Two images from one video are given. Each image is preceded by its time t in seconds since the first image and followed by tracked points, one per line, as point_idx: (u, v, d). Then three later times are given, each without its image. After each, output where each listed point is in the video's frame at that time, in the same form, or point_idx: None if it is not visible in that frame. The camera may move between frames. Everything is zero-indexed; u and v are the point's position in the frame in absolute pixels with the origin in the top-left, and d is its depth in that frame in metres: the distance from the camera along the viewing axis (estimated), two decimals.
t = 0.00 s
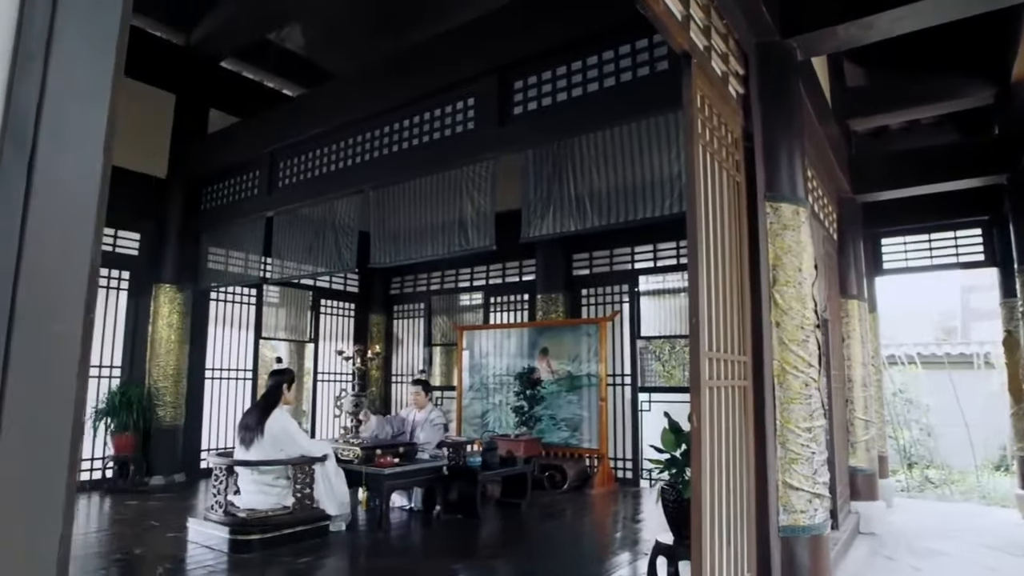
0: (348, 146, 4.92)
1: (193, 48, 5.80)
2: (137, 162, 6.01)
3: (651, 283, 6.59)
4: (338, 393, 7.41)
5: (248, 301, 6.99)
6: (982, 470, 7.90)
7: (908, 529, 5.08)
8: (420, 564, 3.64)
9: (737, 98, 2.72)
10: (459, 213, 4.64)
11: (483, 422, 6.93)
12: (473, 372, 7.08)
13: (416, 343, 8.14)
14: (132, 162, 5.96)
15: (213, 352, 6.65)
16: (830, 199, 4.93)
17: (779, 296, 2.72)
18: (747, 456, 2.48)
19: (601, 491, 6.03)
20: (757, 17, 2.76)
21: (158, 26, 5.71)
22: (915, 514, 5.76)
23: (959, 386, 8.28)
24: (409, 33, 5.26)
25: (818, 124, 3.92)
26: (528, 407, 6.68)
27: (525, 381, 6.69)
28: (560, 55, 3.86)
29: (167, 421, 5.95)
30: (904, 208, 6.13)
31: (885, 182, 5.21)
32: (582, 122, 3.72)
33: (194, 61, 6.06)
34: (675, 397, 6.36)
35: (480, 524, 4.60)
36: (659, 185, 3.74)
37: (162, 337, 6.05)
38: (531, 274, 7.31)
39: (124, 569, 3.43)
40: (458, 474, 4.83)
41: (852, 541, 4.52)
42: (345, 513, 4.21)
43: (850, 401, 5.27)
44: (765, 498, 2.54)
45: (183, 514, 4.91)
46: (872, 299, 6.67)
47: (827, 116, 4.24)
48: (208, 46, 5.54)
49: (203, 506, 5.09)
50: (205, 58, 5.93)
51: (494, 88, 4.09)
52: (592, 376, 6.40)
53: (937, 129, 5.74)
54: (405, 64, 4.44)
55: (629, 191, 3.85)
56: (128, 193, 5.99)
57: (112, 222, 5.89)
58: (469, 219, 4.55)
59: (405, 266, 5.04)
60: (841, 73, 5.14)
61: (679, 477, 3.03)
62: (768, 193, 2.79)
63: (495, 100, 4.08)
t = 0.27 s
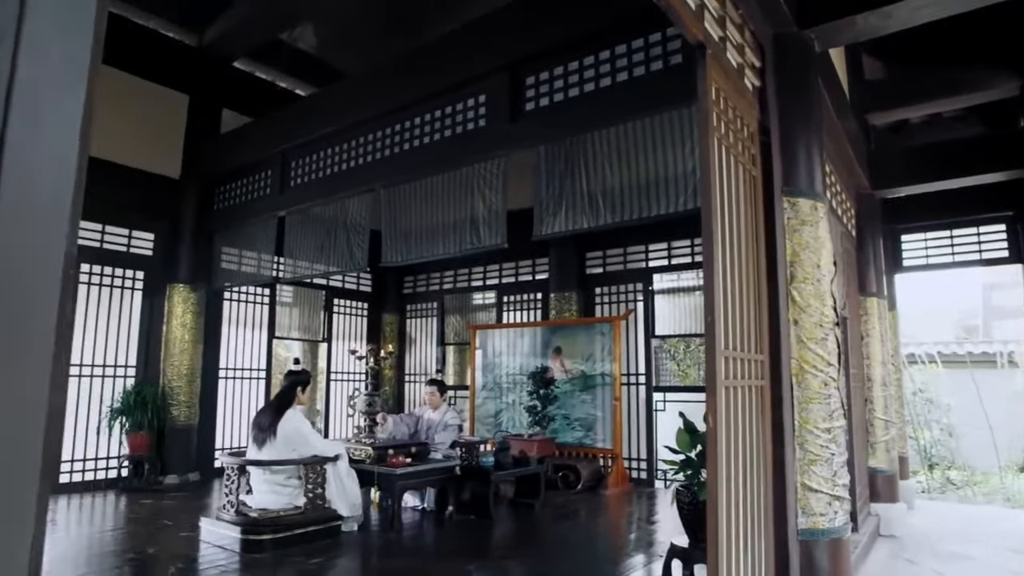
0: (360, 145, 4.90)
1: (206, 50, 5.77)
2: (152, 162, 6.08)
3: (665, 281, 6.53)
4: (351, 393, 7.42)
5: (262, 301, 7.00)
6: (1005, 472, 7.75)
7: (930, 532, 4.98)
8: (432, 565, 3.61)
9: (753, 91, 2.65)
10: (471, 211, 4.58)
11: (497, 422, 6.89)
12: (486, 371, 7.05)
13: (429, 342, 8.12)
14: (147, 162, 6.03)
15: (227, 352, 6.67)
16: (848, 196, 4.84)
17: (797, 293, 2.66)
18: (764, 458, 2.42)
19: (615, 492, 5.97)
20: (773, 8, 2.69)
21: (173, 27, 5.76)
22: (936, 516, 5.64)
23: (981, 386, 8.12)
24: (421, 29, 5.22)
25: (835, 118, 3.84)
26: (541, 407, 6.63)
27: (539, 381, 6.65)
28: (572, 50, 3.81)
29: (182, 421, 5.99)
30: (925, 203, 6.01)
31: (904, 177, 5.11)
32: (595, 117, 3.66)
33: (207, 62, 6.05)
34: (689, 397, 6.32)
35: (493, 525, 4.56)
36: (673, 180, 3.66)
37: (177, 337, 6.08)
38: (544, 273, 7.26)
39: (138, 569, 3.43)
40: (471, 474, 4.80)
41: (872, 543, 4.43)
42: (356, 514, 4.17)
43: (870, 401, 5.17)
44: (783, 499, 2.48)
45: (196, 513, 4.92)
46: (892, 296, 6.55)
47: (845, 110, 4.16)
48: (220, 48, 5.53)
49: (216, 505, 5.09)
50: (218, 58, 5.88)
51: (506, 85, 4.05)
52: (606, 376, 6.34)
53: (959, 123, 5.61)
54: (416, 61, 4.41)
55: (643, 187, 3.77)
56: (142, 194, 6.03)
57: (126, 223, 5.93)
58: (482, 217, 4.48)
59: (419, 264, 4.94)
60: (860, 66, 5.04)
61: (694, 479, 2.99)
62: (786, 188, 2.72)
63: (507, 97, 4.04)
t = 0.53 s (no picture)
0: (370, 144, 4.89)
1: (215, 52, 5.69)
2: (167, 163, 6.15)
3: (678, 279, 6.46)
4: (362, 393, 7.41)
5: (273, 300, 7.01)
6: None
7: (949, 535, 4.88)
8: (441, 566, 3.58)
9: (767, 84, 2.59)
10: (479, 211, 4.49)
11: (508, 422, 6.86)
12: (497, 371, 7.02)
13: (440, 342, 8.10)
14: (163, 163, 6.11)
15: (239, 352, 6.69)
16: (864, 193, 4.74)
17: (812, 291, 2.59)
18: (779, 459, 2.37)
19: (627, 493, 5.91)
20: None
21: (184, 29, 5.69)
22: (955, 518, 5.55)
23: (1001, 386, 7.98)
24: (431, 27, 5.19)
25: (851, 113, 3.76)
26: (552, 407, 6.60)
27: (551, 380, 6.61)
28: (583, 45, 3.76)
29: (193, 420, 5.99)
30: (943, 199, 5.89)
31: (922, 173, 5.03)
32: (606, 114, 3.61)
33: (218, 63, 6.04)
34: (702, 398, 6.23)
35: (504, 526, 4.52)
36: (684, 176, 3.59)
37: (188, 337, 6.10)
38: (555, 272, 7.21)
39: (149, 568, 3.44)
40: (481, 474, 4.77)
41: (890, 546, 4.35)
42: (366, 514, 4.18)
43: (887, 401, 5.08)
44: (799, 502, 2.42)
45: (207, 513, 4.93)
46: (909, 295, 6.44)
47: (861, 105, 4.09)
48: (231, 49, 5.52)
49: (227, 504, 5.10)
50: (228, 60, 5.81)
51: (516, 82, 4.01)
52: (618, 375, 6.28)
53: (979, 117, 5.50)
54: (424, 59, 4.38)
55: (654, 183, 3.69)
56: (154, 195, 6.06)
57: (138, 223, 5.98)
58: (491, 216, 4.39)
59: (428, 263, 4.84)
60: (876, 61, 4.95)
61: (707, 480, 2.94)
62: (800, 183, 2.66)
63: (517, 94, 4.01)
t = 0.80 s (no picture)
0: (381, 142, 4.87)
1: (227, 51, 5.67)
2: (181, 164, 6.18)
3: (692, 277, 6.39)
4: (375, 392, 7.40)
5: (286, 300, 7.02)
6: None
7: (973, 538, 4.76)
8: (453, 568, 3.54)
9: (784, 75, 2.53)
10: (492, 210, 4.44)
11: (521, 421, 6.81)
12: (511, 370, 6.98)
13: (453, 341, 8.07)
14: (176, 164, 6.14)
15: (252, 352, 6.70)
16: (884, 187, 4.64)
17: (831, 287, 2.52)
18: (798, 461, 2.30)
19: (642, 493, 5.84)
20: None
21: (197, 29, 5.69)
22: (979, 521, 5.42)
23: None
24: (441, 24, 5.16)
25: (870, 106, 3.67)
26: (566, 406, 6.53)
27: (564, 379, 6.56)
28: (594, 40, 3.71)
29: (206, 419, 6.01)
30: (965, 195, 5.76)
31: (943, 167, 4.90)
32: (618, 109, 3.56)
33: (230, 63, 6.04)
34: (719, 396, 6.20)
35: (516, 527, 4.48)
36: (698, 172, 3.52)
37: (201, 336, 6.11)
38: (568, 270, 7.15)
39: (161, 568, 3.44)
40: (493, 475, 4.73)
41: (912, 549, 4.25)
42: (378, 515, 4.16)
43: (907, 401, 4.97)
44: (818, 505, 2.35)
45: (220, 512, 4.94)
46: (930, 292, 6.31)
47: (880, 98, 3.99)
48: (242, 49, 5.52)
49: (239, 503, 5.11)
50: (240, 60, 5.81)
51: (527, 78, 3.97)
52: (632, 374, 6.21)
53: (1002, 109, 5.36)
54: (435, 56, 4.35)
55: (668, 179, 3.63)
56: (167, 195, 6.09)
57: (152, 223, 6.02)
58: (503, 213, 4.32)
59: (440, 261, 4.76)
60: (895, 53, 4.84)
61: (724, 482, 2.88)
62: (818, 177, 2.59)
63: (528, 90, 3.96)
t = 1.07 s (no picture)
0: (392, 139, 4.84)
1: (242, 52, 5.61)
2: (192, 163, 6.20)
3: (706, 275, 6.32)
4: (388, 391, 7.40)
5: (297, 299, 7.03)
6: None
7: (996, 540, 4.65)
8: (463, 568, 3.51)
9: (800, 66, 2.46)
10: (502, 208, 4.33)
11: (534, 421, 6.77)
12: (523, 369, 6.94)
13: (465, 340, 8.05)
14: (188, 164, 6.16)
15: (264, 351, 6.71)
16: (903, 183, 4.54)
17: (850, 284, 2.45)
18: (816, 462, 2.24)
19: (655, 493, 5.78)
20: None
21: (208, 29, 5.59)
22: (1002, 523, 5.30)
23: None
24: (451, 20, 5.12)
25: (889, 99, 3.59)
26: (578, 406, 6.45)
27: (576, 378, 6.47)
28: (605, 33, 3.65)
29: (219, 418, 6.02)
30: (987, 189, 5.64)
31: (965, 161, 4.78)
32: (630, 103, 3.50)
33: (241, 62, 6.05)
34: (734, 395, 6.13)
35: (529, 527, 4.44)
36: (711, 167, 3.45)
37: (214, 335, 6.12)
38: (581, 269, 7.09)
39: (172, 567, 3.44)
40: (505, 474, 4.70)
41: (933, 551, 4.15)
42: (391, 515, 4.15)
43: (928, 400, 4.86)
44: (836, 508, 2.29)
45: (232, 511, 4.94)
46: (951, 289, 6.18)
47: (899, 90, 3.89)
48: (253, 49, 5.52)
49: (251, 502, 5.11)
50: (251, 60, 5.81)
51: (538, 73, 3.92)
52: (646, 373, 6.14)
53: None
54: (445, 52, 4.31)
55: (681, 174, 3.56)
56: (180, 195, 6.11)
57: (165, 223, 6.06)
58: (513, 210, 4.24)
59: (451, 260, 4.67)
60: (914, 45, 4.74)
61: (739, 483, 2.83)
62: (835, 170, 2.52)
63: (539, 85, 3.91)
